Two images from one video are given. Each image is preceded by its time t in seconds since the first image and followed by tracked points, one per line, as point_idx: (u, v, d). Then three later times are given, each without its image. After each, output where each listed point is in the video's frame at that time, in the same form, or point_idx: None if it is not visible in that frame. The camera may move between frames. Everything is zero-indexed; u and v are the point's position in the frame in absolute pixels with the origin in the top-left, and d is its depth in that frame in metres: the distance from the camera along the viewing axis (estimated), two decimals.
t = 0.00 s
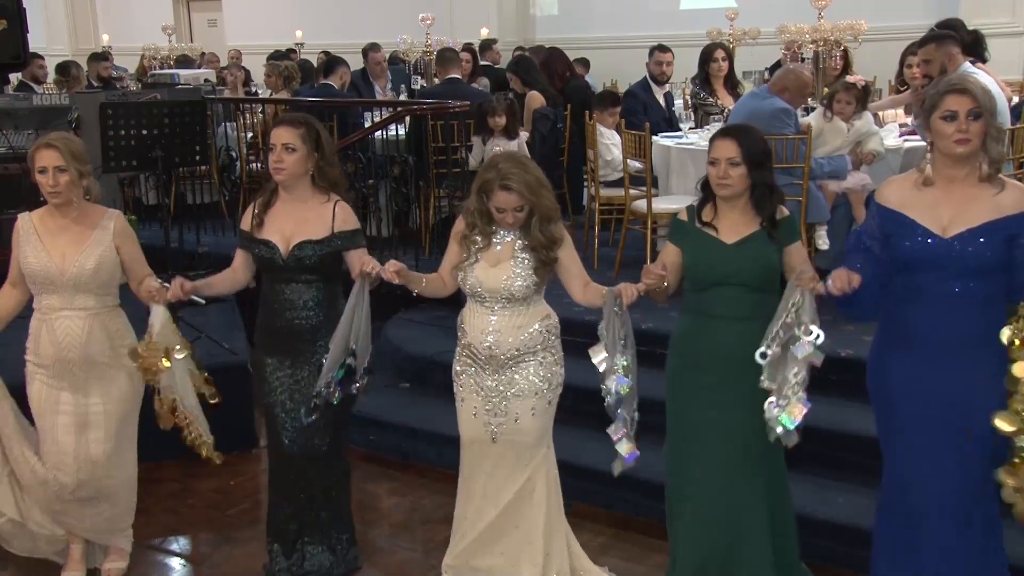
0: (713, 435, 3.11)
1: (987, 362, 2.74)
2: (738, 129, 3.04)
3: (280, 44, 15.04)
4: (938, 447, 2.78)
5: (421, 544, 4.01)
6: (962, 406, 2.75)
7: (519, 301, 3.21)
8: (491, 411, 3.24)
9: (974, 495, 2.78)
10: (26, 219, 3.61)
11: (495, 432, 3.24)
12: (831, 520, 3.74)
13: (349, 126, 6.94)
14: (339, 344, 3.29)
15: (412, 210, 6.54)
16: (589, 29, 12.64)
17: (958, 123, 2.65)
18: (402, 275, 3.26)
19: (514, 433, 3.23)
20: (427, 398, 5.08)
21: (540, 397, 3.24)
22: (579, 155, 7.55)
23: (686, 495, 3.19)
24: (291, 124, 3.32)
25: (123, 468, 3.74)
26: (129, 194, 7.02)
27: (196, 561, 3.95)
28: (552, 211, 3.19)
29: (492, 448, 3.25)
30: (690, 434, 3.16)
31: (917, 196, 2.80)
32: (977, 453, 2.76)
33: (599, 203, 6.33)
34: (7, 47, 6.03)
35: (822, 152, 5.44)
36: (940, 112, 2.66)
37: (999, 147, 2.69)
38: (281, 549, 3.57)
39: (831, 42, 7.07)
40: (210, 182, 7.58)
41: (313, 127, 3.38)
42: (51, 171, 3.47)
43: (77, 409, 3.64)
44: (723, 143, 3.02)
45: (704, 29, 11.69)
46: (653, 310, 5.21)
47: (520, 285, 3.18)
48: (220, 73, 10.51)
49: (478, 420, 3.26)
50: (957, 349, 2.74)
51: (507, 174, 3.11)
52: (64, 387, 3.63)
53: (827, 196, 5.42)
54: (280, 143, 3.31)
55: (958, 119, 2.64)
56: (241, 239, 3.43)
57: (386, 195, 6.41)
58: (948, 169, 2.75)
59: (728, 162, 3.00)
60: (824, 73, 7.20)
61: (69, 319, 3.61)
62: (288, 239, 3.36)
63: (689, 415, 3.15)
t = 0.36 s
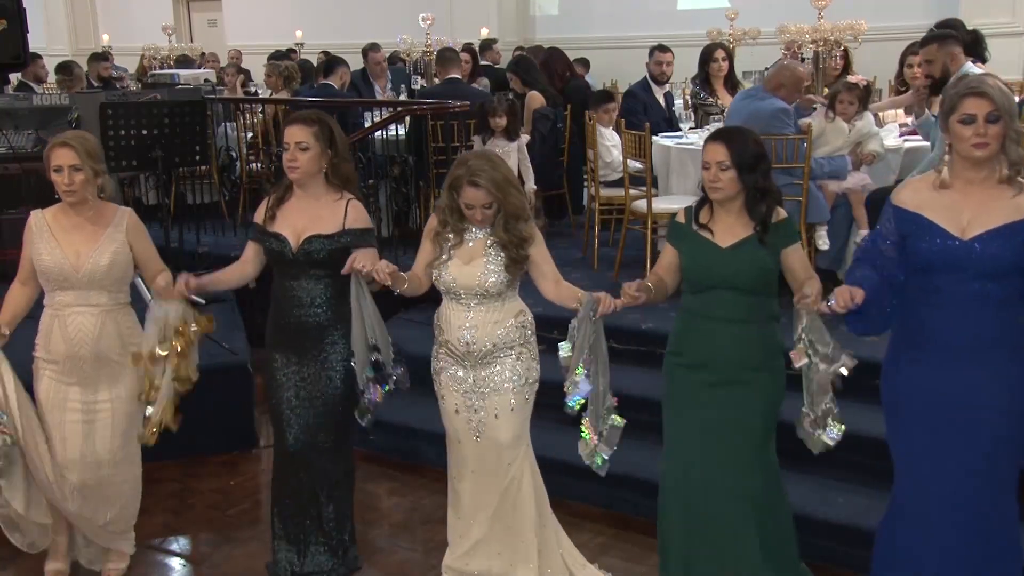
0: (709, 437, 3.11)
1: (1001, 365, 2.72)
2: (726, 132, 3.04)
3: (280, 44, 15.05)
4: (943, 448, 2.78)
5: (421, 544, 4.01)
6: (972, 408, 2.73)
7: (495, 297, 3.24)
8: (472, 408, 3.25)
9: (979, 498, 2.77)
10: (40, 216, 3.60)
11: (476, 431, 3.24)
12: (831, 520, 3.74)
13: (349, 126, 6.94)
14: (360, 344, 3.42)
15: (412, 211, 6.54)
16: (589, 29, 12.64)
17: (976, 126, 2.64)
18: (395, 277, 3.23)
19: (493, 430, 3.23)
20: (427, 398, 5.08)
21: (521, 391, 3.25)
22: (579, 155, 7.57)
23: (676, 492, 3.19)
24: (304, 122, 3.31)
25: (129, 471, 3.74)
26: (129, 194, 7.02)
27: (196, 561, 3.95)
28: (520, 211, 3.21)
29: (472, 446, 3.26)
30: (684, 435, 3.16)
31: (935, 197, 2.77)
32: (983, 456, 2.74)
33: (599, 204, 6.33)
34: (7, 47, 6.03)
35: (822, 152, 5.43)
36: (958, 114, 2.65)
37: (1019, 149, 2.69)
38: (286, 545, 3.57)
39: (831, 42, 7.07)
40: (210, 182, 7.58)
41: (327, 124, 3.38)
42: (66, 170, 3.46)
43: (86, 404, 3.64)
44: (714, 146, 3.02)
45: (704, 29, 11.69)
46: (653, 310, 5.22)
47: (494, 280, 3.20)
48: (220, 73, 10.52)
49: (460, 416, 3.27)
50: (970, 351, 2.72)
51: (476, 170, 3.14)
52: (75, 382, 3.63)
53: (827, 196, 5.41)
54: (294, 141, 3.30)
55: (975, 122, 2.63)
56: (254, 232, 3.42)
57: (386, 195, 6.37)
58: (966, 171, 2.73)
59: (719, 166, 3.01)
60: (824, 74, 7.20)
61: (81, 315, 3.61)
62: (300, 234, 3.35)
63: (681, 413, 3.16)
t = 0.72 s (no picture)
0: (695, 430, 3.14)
1: (1007, 363, 2.71)
2: (703, 134, 3.02)
3: (280, 44, 15.05)
4: (944, 445, 2.77)
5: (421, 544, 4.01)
6: (976, 406, 2.73)
7: (482, 295, 3.30)
8: (457, 403, 3.35)
9: (980, 495, 2.78)
10: (42, 214, 3.60)
11: (460, 425, 3.35)
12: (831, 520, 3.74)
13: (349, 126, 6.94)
14: (349, 311, 3.35)
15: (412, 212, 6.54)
16: (589, 29, 12.64)
17: (980, 120, 2.66)
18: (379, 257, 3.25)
19: (477, 426, 3.33)
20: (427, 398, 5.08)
21: (513, 390, 3.34)
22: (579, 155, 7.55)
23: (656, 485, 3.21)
24: (319, 121, 3.30)
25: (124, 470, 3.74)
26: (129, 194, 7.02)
27: (196, 561, 3.95)
28: (508, 210, 3.22)
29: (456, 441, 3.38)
30: (677, 428, 3.15)
31: (947, 190, 2.77)
32: (985, 453, 2.75)
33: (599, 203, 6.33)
34: (6, 47, 6.03)
35: (823, 152, 5.35)
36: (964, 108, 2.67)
37: None
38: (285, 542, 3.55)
39: (831, 42, 7.07)
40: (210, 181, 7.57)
41: (341, 125, 3.37)
42: (67, 166, 3.47)
43: (82, 400, 3.64)
44: (688, 153, 3.02)
45: (704, 29, 11.69)
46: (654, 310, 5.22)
47: (480, 279, 3.26)
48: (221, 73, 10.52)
49: (445, 411, 3.38)
50: (976, 348, 2.71)
51: (462, 172, 3.17)
52: (72, 378, 3.63)
53: (827, 196, 5.41)
54: (307, 140, 3.30)
55: (980, 116, 2.65)
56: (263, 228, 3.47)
57: (386, 195, 6.37)
58: (978, 166, 2.73)
59: (696, 172, 3.01)
60: (824, 74, 7.20)
61: (80, 311, 3.59)
62: (307, 232, 3.39)
63: (668, 407, 3.16)
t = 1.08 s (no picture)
0: (668, 432, 3.16)
1: (1008, 363, 2.70)
2: (645, 149, 3.05)
3: (280, 44, 15.05)
4: (941, 444, 2.78)
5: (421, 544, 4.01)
6: (975, 405, 2.72)
7: (464, 294, 3.38)
8: (442, 400, 3.41)
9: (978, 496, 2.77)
10: (35, 214, 3.60)
11: (449, 422, 3.41)
12: (831, 521, 3.74)
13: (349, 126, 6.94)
14: (325, 319, 3.33)
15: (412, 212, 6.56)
16: (589, 29, 12.64)
17: (970, 120, 2.64)
18: (368, 266, 3.22)
19: (466, 422, 3.40)
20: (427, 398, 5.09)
21: (489, 384, 3.42)
22: (579, 155, 7.55)
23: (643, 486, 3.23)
24: (314, 122, 3.33)
25: (124, 467, 3.75)
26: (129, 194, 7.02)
27: (196, 561, 3.95)
28: (486, 207, 3.35)
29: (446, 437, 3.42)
30: (649, 429, 3.18)
31: (944, 191, 2.77)
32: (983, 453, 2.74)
33: (599, 203, 6.34)
34: (6, 47, 6.03)
35: (823, 152, 5.41)
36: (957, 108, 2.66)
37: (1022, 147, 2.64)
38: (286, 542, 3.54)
39: (831, 42, 7.06)
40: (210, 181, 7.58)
41: (335, 125, 3.39)
42: (50, 165, 3.46)
43: (82, 402, 3.63)
44: (637, 171, 3.06)
45: (704, 29, 11.68)
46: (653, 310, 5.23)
47: (464, 278, 3.35)
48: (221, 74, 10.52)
49: (433, 408, 3.42)
50: (975, 348, 2.71)
51: (441, 176, 3.28)
52: (70, 379, 3.62)
53: (827, 197, 5.46)
54: (302, 141, 3.32)
55: (970, 116, 2.64)
56: (257, 230, 3.48)
57: (386, 195, 6.36)
58: (972, 166, 2.72)
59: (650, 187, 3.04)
60: (824, 74, 7.20)
61: (76, 311, 3.61)
62: (301, 234, 3.39)
63: (645, 409, 3.18)
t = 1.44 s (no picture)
0: (637, 430, 3.23)
1: (998, 362, 2.71)
2: (605, 154, 3.11)
3: (280, 44, 15.06)
4: (931, 444, 2.77)
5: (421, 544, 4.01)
6: (968, 406, 2.72)
7: (450, 291, 3.41)
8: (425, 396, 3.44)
9: (968, 498, 2.77)
10: (25, 222, 3.60)
11: (435, 421, 3.42)
12: (831, 521, 3.73)
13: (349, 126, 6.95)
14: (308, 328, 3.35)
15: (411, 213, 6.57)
16: (589, 28, 12.64)
17: (960, 124, 2.64)
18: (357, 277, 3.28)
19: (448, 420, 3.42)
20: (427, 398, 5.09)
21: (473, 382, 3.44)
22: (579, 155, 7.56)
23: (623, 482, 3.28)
24: (297, 126, 3.37)
25: (120, 470, 3.75)
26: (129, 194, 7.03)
27: (196, 561, 3.95)
28: (469, 203, 3.38)
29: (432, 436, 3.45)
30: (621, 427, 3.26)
31: (935, 195, 2.77)
32: (974, 453, 2.74)
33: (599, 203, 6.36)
34: (6, 47, 6.03)
35: (822, 152, 5.42)
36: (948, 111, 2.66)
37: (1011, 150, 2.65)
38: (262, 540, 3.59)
39: (830, 42, 7.07)
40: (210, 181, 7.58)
41: (319, 129, 3.43)
42: (38, 174, 3.46)
43: (75, 406, 3.65)
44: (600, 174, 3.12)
45: (704, 29, 11.68)
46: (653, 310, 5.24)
47: (448, 275, 3.37)
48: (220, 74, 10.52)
49: (419, 406, 3.46)
50: (969, 347, 2.71)
51: (424, 172, 3.30)
52: (63, 383, 3.64)
53: (827, 197, 5.40)
54: (286, 145, 3.36)
55: (960, 120, 2.64)
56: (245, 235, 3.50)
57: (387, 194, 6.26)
58: (965, 169, 2.72)
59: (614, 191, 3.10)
60: (824, 74, 7.20)
61: (67, 318, 3.62)
62: (287, 238, 3.41)
63: (619, 404, 3.26)
